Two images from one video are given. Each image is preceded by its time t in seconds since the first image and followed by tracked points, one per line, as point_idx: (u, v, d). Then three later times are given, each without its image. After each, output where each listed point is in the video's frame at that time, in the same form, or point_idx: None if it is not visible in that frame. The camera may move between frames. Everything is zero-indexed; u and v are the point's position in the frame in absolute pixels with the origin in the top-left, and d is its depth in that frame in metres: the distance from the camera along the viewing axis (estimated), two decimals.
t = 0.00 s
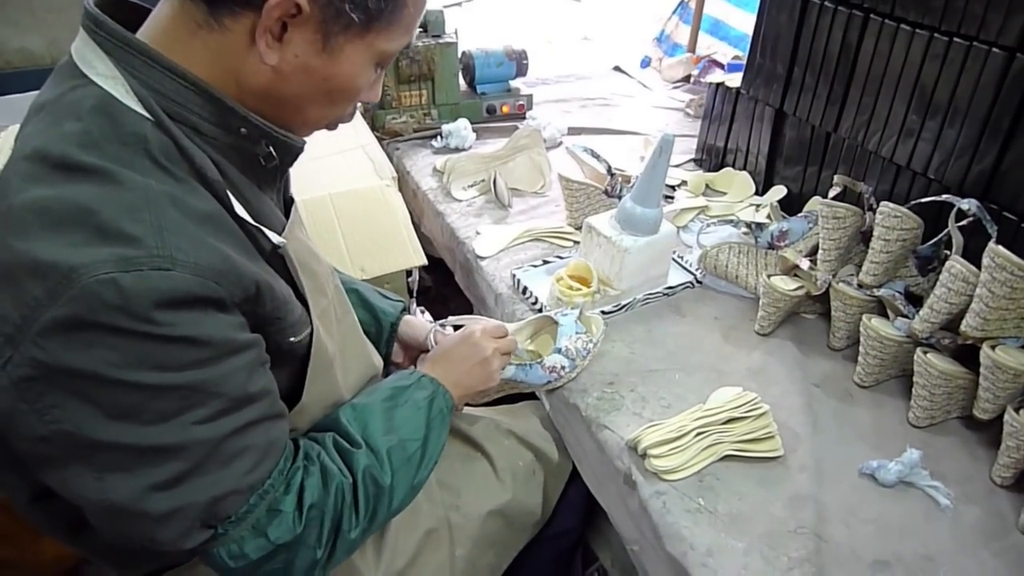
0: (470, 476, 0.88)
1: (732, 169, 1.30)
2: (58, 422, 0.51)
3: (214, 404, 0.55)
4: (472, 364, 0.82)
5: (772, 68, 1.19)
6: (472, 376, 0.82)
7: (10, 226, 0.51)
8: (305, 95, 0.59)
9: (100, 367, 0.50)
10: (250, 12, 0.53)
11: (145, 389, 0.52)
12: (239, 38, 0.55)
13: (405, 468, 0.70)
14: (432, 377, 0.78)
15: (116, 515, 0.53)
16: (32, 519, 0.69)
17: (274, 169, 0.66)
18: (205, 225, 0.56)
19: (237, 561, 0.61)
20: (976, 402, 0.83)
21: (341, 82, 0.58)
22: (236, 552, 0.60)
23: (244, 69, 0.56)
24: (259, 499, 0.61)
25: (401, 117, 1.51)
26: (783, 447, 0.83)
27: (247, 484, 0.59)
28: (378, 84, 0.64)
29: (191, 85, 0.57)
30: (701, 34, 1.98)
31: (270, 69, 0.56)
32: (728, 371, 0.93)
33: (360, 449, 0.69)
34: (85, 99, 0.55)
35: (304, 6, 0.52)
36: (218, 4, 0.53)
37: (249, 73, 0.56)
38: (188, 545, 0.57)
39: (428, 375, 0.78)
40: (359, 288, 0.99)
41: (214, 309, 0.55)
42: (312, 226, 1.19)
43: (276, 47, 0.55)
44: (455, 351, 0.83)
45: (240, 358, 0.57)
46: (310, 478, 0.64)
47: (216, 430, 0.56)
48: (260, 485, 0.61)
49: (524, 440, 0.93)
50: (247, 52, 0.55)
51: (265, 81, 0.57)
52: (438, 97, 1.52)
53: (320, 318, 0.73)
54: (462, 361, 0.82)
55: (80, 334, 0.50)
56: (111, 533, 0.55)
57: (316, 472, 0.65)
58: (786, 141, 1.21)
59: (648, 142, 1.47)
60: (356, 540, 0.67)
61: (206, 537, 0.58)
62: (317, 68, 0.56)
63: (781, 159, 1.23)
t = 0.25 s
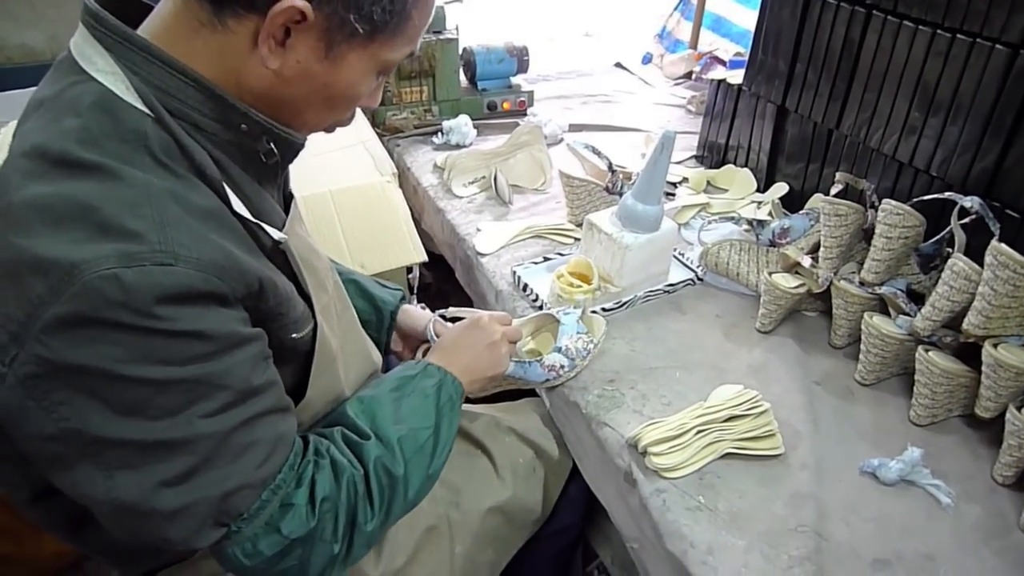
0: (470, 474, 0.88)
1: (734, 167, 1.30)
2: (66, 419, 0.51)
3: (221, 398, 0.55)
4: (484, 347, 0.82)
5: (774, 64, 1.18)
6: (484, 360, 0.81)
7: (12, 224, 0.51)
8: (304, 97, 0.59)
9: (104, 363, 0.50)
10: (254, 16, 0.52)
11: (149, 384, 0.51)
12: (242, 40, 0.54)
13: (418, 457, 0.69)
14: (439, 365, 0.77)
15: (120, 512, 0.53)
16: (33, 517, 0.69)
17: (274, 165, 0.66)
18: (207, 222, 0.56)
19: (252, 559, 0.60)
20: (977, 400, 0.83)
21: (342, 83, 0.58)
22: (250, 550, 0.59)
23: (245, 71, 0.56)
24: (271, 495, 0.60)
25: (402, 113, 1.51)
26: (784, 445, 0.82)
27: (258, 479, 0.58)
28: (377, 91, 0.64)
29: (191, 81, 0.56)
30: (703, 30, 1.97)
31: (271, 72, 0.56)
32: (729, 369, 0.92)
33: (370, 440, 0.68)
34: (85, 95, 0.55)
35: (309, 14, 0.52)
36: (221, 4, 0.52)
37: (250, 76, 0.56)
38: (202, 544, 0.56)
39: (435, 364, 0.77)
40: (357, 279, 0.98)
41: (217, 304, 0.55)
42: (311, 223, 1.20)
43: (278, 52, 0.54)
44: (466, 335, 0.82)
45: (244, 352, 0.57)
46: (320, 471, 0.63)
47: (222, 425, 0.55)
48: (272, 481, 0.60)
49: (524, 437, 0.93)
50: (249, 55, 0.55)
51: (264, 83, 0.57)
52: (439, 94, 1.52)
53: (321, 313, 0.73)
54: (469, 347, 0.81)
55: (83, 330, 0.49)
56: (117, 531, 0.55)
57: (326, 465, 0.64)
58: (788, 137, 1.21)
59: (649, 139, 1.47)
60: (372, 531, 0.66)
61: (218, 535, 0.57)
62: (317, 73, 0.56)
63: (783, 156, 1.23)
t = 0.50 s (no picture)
0: (471, 471, 0.88)
1: (735, 163, 1.30)
2: (71, 419, 0.51)
3: (224, 393, 0.55)
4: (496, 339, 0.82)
5: (775, 61, 1.18)
6: (497, 352, 0.81)
7: (10, 224, 0.51)
8: (299, 100, 0.59)
9: (103, 362, 0.50)
10: (251, 17, 0.52)
11: (150, 382, 0.51)
12: (238, 40, 0.54)
13: (429, 449, 0.68)
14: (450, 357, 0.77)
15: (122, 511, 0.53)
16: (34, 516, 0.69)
17: (270, 163, 0.66)
18: (205, 219, 0.56)
19: (263, 556, 0.60)
20: (979, 398, 0.82)
21: (337, 87, 0.58)
22: (261, 547, 0.59)
23: (240, 70, 0.56)
24: (279, 491, 0.59)
25: (403, 110, 1.51)
26: (785, 442, 0.82)
27: (265, 474, 0.57)
28: (372, 97, 0.64)
29: (187, 78, 0.56)
30: (704, 27, 1.97)
31: (266, 74, 0.56)
32: (730, 366, 0.92)
33: (379, 433, 0.68)
34: (80, 94, 0.55)
35: (306, 18, 0.52)
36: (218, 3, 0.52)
37: (246, 75, 0.56)
38: (212, 541, 0.56)
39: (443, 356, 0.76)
40: (356, 271, 0.98)
41: (216, 302, 0.55)
42: (310, 221, 1.19)
43: (273, 54, 0.54)
44: (476, 327, 0.82)
45: (245, 348, 0.56)
46: (329, 466, 0.63)
47: (225, 421, 0.55)
48: (279, 477, 0.59)
49: (525, 434, 0.93)
50: (244, 56, 0.55)
51: (259, 83, 0.57)
52: (439, 90, 1.51)
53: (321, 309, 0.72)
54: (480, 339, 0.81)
55: (82, 330, 0.49)
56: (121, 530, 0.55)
57: (335, 460, 0.64)
58: (789, 134, 1.20)
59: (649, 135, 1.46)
60: (386, 525, 0.66)
61: (227, 533, 0.57)
62: (313, 76, 0.56)
63: (784, 153, 1.22)
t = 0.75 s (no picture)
0: (472, 469, 0.88)
1: (736, 160, 1.29)
2: (68, 422, 0.51)
3: (223, 395, 0.55)
4: (501, 340, 0.82)
5: (776, 57, 1.17)
6: (501, 354, 0.81)
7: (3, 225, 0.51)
8: (295, 101, 0.58)
9: (101, 365, 0.50)
10: (247, 16, 0.52)
11: (148, 385, 0.51)
12: (234, 39, 0.54)
13: (433, 450, 0.68)
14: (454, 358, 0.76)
15: (122, 512, 0.53)
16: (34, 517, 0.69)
17: (268, 162, 0.66)
18: (201, 221, 0.56)
19: (264, 558, 0.60)
20: (981, 394, 0.82)
21: (334, 90, 0.58)
22: (261, 548, 0.59)
23: (237, 69, 0.55)
24: (280, 492, 0.59)
25: (403, 107, 1.51)
26: (786, 440, 0.82)
27: (264, 476, 0.57)
28: (369, 97, 0.63)
29: (182, 78, 0.56)
30: (705, 23, 1.96)
31: (263, 74, 0.56)
32: (731, 363, 0.92)
33: (383, 434, 0.67)
34: (75, 94, 0.55)
35: (303, 18, 0.52)
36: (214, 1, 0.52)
37: (243, 75, 0.56)
38: (212, 543, 0.56)
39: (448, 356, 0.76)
40: (356, 265, 0.98)
41: (214, 303, 0.55)
42: (309, 217, 1.19)
43: (269, 54, 0.54)
44: (482, 328, 0.82)
45: (243, 350, 0.56)
46: (331, 467, 0.63)
47: (225, 422, 0.55)
48: (279, 478, 0.59)
49: (525, 432, 0.92)
50: (240, 56, 0.55)
51: (256, 84, 0.57)
52: (440, 87, 1.51)
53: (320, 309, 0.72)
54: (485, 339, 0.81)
55: (79, 333, 0.49)
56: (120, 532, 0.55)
57: (337, 462, 0.64)
58: (791, 130, 1.20)
59: (650, 132, 1.46)
60: (388, 527, 0.66)
61: (228, 535, 0.57)
62: (309, 78, 0.56)
63: (785, 149, 1.22)
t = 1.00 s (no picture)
0: (472, 468, 0.88)
1: (737, 158, 1.29)
2: (67, 424, 0.51)
3: (223, 397, 0.55)
4: (503, 345, 0.82)
5: (777, 55, 1.17)
6: (502, 358, 0.81)
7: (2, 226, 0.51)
8: (296, 96, 0.58)
9: (100, 368, 0.50)
10: (244, 11, 0.52)
11: (148, 388, 0.51)
12: (232, 36, 0.54)
13: (434, 454, 0.68)
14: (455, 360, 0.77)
15: (122, 512, 0.53)
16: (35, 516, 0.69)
17: (268, 163, 0.66)
18: (201, 222, 0.56)
19: (263, 561, 0.60)
20: (982, 392, 0.82)
21: (334, 83, 0.58)
22: (260, 551, 0.59)
23: (236, 67, 0.55)
24: (279, 496, 0.59)
25: (404, 105, 1.50)
26: (787, 438, 0.82)
27: (264, 480, 0.57)
28: (371, 89, 0.63)
29: (181, 78, 0.56)
30: (707, 21, 1.96)
31: (262, 70, 0.56)
32: (733, 362, 0.92)
33: (383, 438, 0.67)
34: (73, 96, 0.55)
35: (300, 10, 0.51)
36: None
37: (242, 72, 0.56)
38: (211, 546, 0.56)
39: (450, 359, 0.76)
40: (357, 261, 0.99)
41: (213, 306, 0.55)
42: (309, 214, 1.19)
43: (268, 49, 0.54)
44: (484, 331, 0.82)
45: (242, 352, 0.56)
46: (331, 471, 0.63)
47: (225, 424, 0.55)
48: (278, 482, 0.59)
49: (526, 430, 0.93)
50: (239, 52, 0.55)
51: (256, 81, 0.56)
52: (441, 85, 1.51)
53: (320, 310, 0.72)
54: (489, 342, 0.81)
55: (79, 336, 0.49)
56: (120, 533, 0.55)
57: (337, 465, 0.64)
58: (792, 128, 1.20)
59: (652, 130, 1.46)
60: (387, 531, 0.66)
61: (226, 538, 0.57)
62: (309, 72, 0.56)
63: (786, 147, 1.22)
